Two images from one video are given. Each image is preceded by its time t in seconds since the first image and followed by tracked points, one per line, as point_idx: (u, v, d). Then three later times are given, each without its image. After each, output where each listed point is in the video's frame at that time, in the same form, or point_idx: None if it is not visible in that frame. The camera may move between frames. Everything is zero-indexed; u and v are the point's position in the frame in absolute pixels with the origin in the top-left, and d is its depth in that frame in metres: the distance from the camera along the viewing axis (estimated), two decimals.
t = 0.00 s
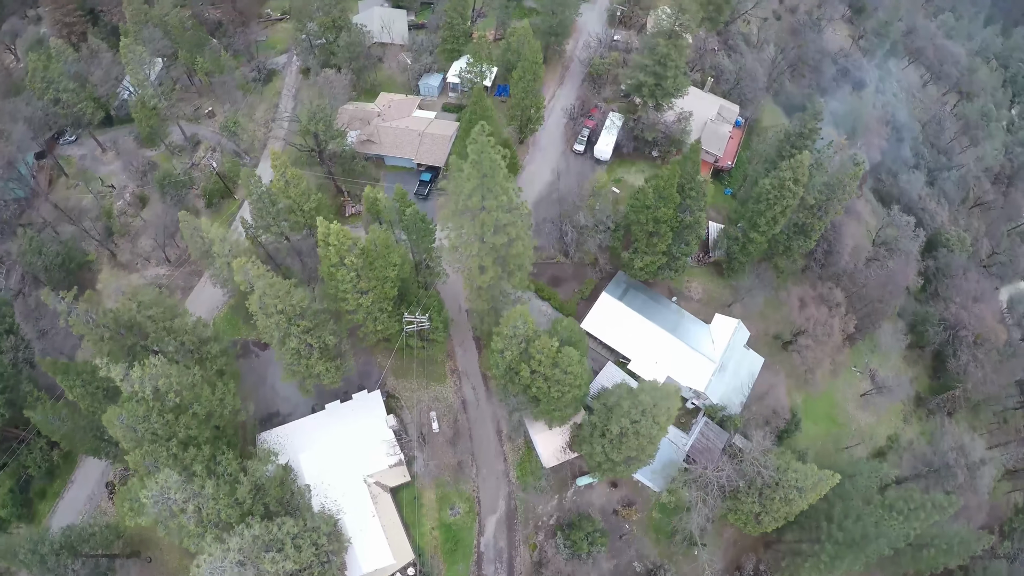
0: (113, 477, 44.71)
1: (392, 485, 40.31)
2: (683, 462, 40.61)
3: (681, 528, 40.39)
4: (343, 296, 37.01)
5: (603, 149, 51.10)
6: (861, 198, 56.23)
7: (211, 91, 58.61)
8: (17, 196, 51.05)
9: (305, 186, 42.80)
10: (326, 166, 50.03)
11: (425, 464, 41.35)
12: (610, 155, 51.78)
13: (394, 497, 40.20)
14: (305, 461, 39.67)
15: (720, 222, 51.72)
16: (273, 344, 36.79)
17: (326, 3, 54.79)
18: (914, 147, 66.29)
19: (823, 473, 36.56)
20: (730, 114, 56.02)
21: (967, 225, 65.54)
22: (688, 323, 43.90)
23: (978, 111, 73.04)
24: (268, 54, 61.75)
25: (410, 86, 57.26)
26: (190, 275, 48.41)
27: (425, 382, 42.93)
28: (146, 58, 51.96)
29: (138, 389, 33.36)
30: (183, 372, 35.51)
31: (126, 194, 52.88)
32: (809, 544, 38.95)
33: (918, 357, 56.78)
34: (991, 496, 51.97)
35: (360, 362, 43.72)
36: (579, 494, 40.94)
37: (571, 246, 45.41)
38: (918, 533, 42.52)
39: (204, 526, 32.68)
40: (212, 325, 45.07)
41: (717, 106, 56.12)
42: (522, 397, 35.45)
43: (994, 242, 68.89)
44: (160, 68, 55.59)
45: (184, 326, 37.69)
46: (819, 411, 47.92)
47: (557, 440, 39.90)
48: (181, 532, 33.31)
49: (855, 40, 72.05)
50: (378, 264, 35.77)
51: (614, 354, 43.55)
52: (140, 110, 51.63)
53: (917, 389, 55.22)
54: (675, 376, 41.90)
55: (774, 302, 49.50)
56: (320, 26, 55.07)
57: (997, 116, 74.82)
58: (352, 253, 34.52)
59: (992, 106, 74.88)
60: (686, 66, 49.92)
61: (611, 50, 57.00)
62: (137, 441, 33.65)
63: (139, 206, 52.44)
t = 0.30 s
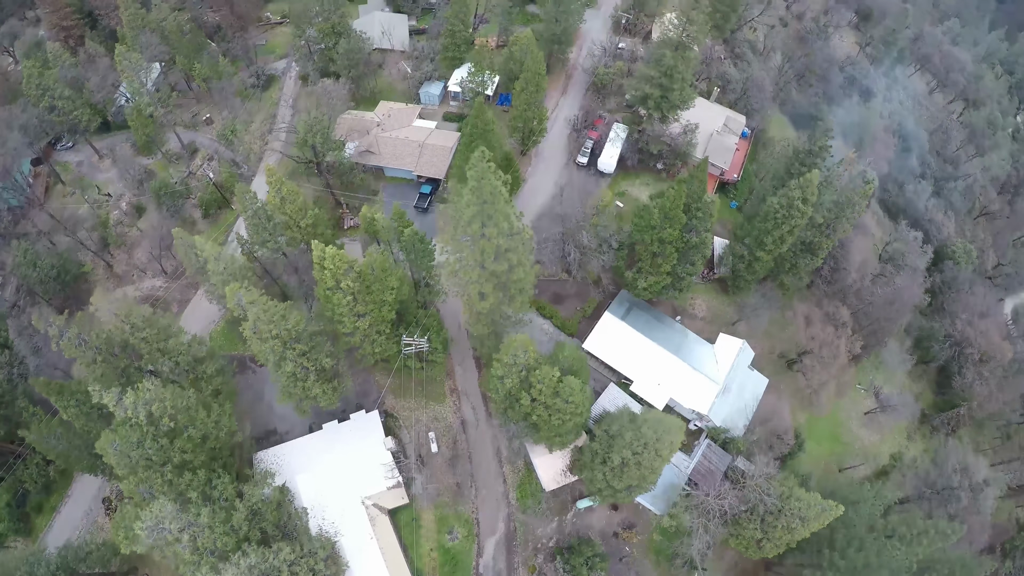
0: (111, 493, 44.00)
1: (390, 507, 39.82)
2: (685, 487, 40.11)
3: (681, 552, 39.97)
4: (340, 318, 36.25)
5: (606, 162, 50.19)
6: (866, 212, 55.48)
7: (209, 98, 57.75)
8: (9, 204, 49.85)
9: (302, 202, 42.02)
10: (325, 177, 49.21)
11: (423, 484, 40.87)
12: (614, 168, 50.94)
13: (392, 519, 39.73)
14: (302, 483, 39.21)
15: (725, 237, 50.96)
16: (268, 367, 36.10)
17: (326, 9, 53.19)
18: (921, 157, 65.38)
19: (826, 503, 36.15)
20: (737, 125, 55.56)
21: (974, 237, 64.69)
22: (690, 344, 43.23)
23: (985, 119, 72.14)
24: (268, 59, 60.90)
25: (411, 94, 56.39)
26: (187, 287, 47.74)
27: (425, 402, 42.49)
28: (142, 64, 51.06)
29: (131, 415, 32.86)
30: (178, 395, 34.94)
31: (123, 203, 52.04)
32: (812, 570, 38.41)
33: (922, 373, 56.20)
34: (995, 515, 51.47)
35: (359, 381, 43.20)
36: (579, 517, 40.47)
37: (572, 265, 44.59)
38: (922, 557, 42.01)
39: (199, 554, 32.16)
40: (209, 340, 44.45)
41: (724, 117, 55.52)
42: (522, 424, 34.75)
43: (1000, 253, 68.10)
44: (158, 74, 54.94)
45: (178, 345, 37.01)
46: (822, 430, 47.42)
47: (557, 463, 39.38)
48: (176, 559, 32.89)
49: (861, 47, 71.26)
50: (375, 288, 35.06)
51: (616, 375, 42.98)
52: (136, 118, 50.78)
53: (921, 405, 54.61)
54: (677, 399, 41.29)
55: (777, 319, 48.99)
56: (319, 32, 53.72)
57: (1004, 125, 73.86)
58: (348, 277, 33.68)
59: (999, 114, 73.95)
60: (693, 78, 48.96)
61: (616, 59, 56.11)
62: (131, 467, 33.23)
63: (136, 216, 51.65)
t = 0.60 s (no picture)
0: (108, 502, 43.35)
1: (388, 527, 39.55)
2: (686, 515, 39.77)
3: None
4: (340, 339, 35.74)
5: (615, 177, 49.55)
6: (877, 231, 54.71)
7: (214, 100, 57.07)
8: (8, 204, 49.19)
9: (304, 215, 41.39)
10: (329, 186, 48.54)
11: (422, 504, 40.52)
12: (623, 183, 50.14)
13: (389, 538, 39.45)
14: (300, 501, 38.97)
15: (734, 256, 50.16)
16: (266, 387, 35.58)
17: (333, 12, 52.34)
18: (934, 174, 64.40)
19: (828, 539, 36.01)
20: (750, 140, 54.79)
21: (984, 257, 63.84)
22: (695, 369, 42.64)
23: (997, 136, 71.21)
24: (275, 61, 60.19)
25: (417, 101, 55.58)
26: (187, 295, 47.18)
27: (426, 420, 42.07)
28: (146, 66, 50.33)
29: (126, 434, 32.54)
30: (174, 412, 34.48)
31: (124, 207, 51.39)
32: None
33: (928, 397, 55.58)
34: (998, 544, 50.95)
35: (360, 396, 42.83)
36: (579, 540, 40.28)
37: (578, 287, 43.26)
38: None
39: None
40: (208, 351, 43.94)
41: (737, 131, 54.68)
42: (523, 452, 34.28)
43: (1010, 273, 67.22)
44: (161, 75, 54.98)
45: (176, 360, 36.50)
46: (826, 455, 46.81)
47: (557, 487, 38.98)
48: None
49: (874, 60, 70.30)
50: (375, 310, 34.51)
51: (620, 398, 42.40)
52: (139, 121, 50.17)
53: (927, 430, 54.04)
54: (682, 425, 40.71)
55: (783, 340, 48.38)
56: (325, 36, 52.95)
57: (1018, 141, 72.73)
58: (347, 300, 33.04)
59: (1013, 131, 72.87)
60: (706, 93, 48.00)
61: (627, 70, 55.37)
62: (126, 487, 32.87)
63: (137, 220, 51.04)
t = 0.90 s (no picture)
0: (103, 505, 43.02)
1: (383, 544, 39.13)
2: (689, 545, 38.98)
3: None
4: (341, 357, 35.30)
5: (629, 195, 48.63)
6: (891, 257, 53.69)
7: (224, 98, 56.50)
8: (13, 198, 48.64)
9: (308, 226, 40.72)
10: (336, 193, 47.84)
11: (419, 522, 40.14)
12: (636, 200, 49.28)
13: (384, 556, 39.04)
14: (296, 515, 38.59)
15: (747, 279, 49.31)
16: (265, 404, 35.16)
17: (347, 13, 51.48)
18: (951, 198, 63.19)
19: None
20: (767, 159, 53.75)
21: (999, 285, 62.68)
22: (701, 397, 41.91)
23: (1017, 159, 69.85)
24: (287, 60, 59.49)
25: (429, 107, 54.76)
26: (191, 298, 46.75)
27: (427, 438, 41.68)
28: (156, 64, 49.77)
29: (122, 447, 32.17)
30: (172, 425, 34.08)
31: (130, 206, 50.90)
32: None
33: (936, 427, 54.75)
34: None
35: (361, 410, 42.51)
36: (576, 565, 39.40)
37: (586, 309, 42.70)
38: None
39: None
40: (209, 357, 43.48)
41: (755, 150, 53.63)
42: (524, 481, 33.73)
43: None
44: (172, 71, 55.24)
45: (175, 370, 36.10)
46: (830, 485, 46.07)
47: (556, 512, 38.24)
48: None
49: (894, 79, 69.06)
50: (377, 332, 34.09)
51: (624, 423, 41.84)
52: (147, 119, 49.73)
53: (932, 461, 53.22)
54: (686, 454, 40.06)
55: (791, 365, 47.71)
56: (338, 37, 52.15)
57: None
58: (349, 322, 32.63)
59: None
60: (724, 112, 46.96)
61: (645, 84, 54.50)
62: (122, 500, 32.54)
63: (142, 219, 50.43)
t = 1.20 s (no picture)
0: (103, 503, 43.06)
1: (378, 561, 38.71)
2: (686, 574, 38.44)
3: None
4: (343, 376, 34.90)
5: (643, 215, 47.75)
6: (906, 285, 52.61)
7: (236, 95, 55.92)
8: (21, 191, 48.36)
9: (314, 237, 40.08)
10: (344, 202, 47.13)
11: (414, 540, 39.71)
12: (649, 220, 48.41)
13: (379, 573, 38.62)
14: (291, 528, 38.25)
15: (759, 305, 48.45)
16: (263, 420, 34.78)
17: (362, 15, 50.56)
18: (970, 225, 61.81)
19: None
20: (786, 181, 52.75)
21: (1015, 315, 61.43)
22: (706, 427, 41.21)
23: None
24: (301, 58, 58.73)
25: (442, 114, 53.97)
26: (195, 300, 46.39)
27: (427, 456, 41.44)
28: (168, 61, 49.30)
29: (118, 458, 31.93)
30: (169, 435, 33.84)
31: (137, 202, 50.45)
32: None
33: (942, 460, 53.80)
34: None
35: (361, 424, 42.27)
36: None
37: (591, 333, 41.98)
38: None
39: None
40: (211, 362, 43.11)
41: (773, 171, 52.63)
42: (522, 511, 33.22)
43: None
44: (185, 66, 55.08)
45: (174, 379, 35.83)
46: (833, 518, 45.35)
47: (553, 537, 37.55)
48: None
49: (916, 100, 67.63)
50: (378, 354, 33.64)
51: (627, 449, 41.34)
52: (157, 116, 49.33)
53: (937, 494, 52.30)
54: (688, 485, 39.47)
55: (798, 395, 46.98)
56: (352, 38, 51.34)
57: None
58: (348, 343, 32.48)
59: None
60: (744, 134, 45.93)
61: (664, 99, 53.50)
62: (116, 512, 32.35)
63: (149, 217, 50.03)
